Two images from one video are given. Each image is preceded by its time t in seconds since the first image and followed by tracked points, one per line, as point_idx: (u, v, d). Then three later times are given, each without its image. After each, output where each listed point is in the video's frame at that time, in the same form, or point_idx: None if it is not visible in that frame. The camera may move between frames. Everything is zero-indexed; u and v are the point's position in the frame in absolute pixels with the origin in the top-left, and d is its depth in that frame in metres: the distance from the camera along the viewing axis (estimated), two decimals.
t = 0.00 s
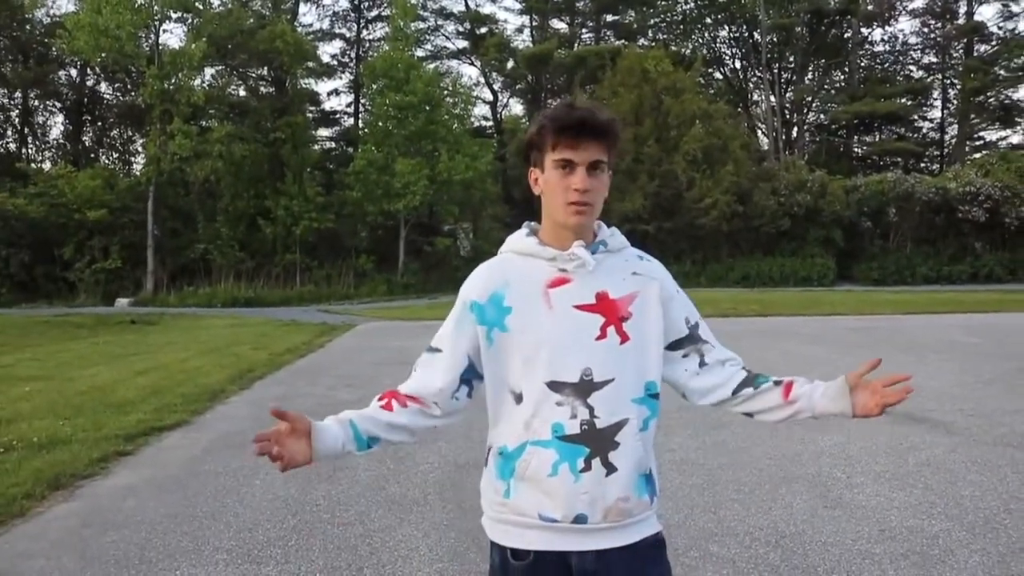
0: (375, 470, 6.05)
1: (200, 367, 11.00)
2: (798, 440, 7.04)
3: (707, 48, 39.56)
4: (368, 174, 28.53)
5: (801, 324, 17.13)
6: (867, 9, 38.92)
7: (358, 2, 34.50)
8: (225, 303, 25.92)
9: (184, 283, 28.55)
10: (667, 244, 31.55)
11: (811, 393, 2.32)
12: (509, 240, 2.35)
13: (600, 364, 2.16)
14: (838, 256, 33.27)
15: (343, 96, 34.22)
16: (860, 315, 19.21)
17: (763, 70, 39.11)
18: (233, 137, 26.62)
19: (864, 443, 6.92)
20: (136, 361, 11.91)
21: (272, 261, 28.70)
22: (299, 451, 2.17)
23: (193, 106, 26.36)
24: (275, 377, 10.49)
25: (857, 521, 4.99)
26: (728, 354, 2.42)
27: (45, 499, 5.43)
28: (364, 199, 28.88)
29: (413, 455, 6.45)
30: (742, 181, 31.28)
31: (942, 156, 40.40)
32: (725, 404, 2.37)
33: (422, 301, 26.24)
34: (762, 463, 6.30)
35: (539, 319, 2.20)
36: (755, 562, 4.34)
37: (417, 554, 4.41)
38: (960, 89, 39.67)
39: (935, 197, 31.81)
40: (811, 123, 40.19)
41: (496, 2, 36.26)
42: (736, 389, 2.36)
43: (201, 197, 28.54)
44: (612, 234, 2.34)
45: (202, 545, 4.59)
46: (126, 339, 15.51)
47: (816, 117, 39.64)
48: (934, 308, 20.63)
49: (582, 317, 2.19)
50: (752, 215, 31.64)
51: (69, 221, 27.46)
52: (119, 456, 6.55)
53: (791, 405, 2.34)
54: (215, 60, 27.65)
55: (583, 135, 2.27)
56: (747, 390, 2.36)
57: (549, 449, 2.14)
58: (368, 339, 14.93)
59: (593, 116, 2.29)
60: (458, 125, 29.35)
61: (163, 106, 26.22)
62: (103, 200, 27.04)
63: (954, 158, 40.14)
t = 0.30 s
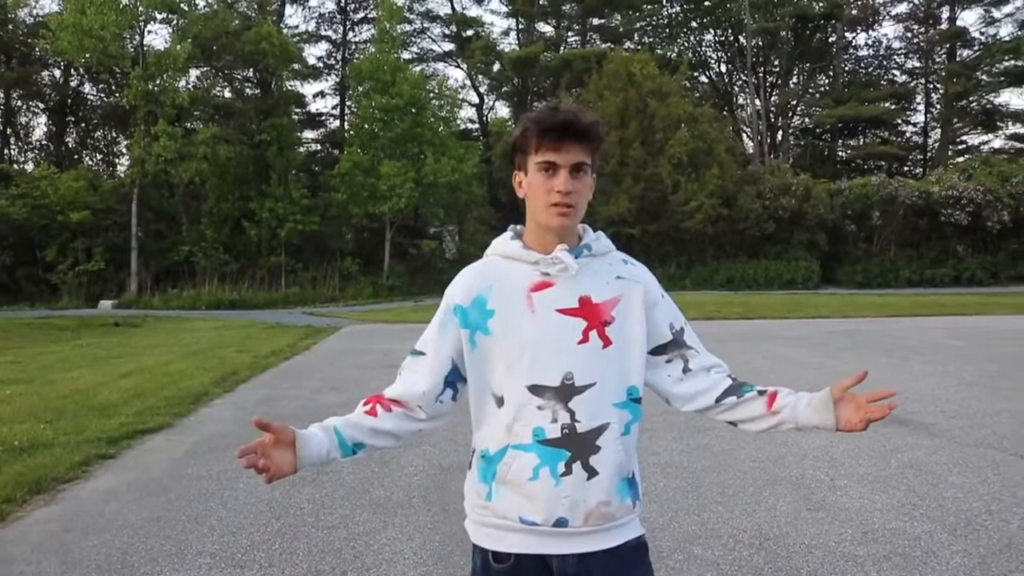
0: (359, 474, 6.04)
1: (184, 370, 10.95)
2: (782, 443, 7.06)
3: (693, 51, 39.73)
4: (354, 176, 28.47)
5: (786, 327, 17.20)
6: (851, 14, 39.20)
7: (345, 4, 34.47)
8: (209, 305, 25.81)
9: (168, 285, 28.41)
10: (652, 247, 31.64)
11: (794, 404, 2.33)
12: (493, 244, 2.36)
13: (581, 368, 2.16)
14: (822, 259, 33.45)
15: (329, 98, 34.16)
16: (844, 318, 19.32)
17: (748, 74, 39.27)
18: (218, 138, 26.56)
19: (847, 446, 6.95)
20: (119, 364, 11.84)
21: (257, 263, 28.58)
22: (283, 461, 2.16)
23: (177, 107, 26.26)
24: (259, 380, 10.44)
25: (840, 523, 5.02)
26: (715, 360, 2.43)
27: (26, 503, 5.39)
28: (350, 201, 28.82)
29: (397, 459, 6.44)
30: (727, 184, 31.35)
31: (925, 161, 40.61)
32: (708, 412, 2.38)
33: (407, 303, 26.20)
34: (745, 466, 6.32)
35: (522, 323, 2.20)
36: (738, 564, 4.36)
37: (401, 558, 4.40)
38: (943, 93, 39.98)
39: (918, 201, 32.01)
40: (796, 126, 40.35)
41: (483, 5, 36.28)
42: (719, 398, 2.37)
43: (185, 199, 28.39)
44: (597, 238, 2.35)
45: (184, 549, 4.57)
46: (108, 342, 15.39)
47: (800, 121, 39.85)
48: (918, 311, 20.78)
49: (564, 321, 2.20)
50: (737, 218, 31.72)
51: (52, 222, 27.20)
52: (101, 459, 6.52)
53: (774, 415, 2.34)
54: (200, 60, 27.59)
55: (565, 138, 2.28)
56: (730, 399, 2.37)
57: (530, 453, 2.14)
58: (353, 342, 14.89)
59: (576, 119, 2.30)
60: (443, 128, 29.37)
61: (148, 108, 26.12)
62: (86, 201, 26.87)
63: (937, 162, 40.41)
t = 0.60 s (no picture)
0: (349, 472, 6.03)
1: (173, 368, 10.91)
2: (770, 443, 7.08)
3: (682, 52, 39.79)
4: (343, 175, 28.40)
5: (774, 327, 17.27)
6: (840, 15, 39.34)
7: (334, 2, 34.39)
8: (197, 304, 25.72)
9: (156, 284, 28.31)
10: (641, 246, 31.69)
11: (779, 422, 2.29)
12: (485, 242, 2.34)
13: (571, 366, 2.16)
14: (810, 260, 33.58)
15: (318, 97, 34.08)
16: (830, 318, 19.42)
17: (737, 75, 39.33)
18: (206, 136, 26.38)
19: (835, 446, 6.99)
20: (106, 362, 11.77)
21: (245, 262, 28.48)
22: (285, 493, 2.15)
23: (166, 105, 26.14)
24: (248, 378, 10.42)
25: (829, 522, 5.04)
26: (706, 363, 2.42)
27: (13, 501, 5.36)
28: (339, 200, 28.76)
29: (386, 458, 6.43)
30: (716, 184, 31.42)
31: (913, 162, 40.79)
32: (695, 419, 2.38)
33: (397, 303, 26.14)
34: (734, 465, 6.34)
35: (512, 321, 2.20)
36: (726, 564, 4.37)
37: (390, 556, 4.40)
38: (930, 95, 40.20)
39: (906, 202, 32.14)
40: (785, 127, 40.48)
41: (472, 4, 36.20)
42: (705, 407, 2.36)
43: (173, 197, 28.30)
44: (590, 237, 2.35)
45: (173, 547, 4.55)
46: (96, 340, 15.32)
47: (789, 122, 39.97)
48: (905, 311, 20.89)
49: (554, 320, 2.20)
50: (726, 217, 31.79)
51: (38, 220, 26.99)
52: (89, 458, 6.48)
53: (758, 431, 2.31)
54: (189, 59, 27.47)
55: (560, 137, 2.28)
56: (717, 408, 2.35)
57: (520, 451, 2.15)
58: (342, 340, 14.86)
59: (569, 118, 2.29)
60: (432, 127, 29.33)
61: (136, 105, 26.02)
62: (73, 199, 26.73)
63: (924, 164, 40.62)
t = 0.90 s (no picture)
0: (334, 476, 6.03)
1: (157, 372, 10.87)
2: (755, 445, 7.12)
3: (667, 55, 39.88)
4: (329, 178, 28.33)
5: (758, 329, 17.37)
6: (822, 19, 39.71)
7: (319, 5, 34.31)
8: (181, 307, 25.60)
9: (140, 286, 28.17)
10: (626, 249, 31.74)
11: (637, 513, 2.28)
12: (471, 247, 2.32)
13: (559, 372, 2.16)
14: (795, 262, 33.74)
15: (303, 99, 34.02)
16: (814, 320, 19.53)
17: (722, 77, 39.46)
18: (190, 138, 26.29)
19: (819, 447, 7.03)
20: (89, 366, 11.70)
21: (230, 264, 28.37)
22: None
23: (150, 108, 26.02)
24: (233, 382, 10.38)
25: (813, 523, 5.07)
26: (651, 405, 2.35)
27: None
28: (324, 203, 28.70)
29: (371, 461, 6.42)
30: (700, 187, 31.52)
31: (896, 164, 41.05)
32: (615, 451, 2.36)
33: (382, 305, 26.07)
34: (718, 467, 6.37)
35: (501, 326, 2.17)
36: (712, 565, 4.39)
37: (375, 560, 4.40)
38: (913, 98, 40.49)
39: (890, 204, 32.33)
40: (769, 130, 40.64)
41: (458, 6, 36.18)
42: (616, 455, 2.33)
43: (157, 200, 28.21)
44: (576, 243, 2.34)
45: (157, 552, 4.54)
46: (79, 344, 15.23)
47: (773, 125, 40.14)
48: (888, 313, 21.02)
49: (542, 325, 2.18)
50: (711, 220, 31.91)
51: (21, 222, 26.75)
52: (72, 462, 6.45)
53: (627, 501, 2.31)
54: (173, 61, 27.37)
55: (556, 140, 2.28)
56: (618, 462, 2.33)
57: (507, 457, 2.14)
58: (327, 343, 14.83)
59: (564, 121, 2.30)
60: (418, 130, 29.30)
61: (120, 107, 25.94)
62: (56, 201, 26.54)
63: (907, 166, 40.90)
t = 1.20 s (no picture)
0: (317, 479, 6.02)
1: (139, 374, 10.80)
2: (738, 449, 7.17)
3: (652, 60, 40.03)
4: (314, 181, 28.26)
5: (741, 334, 17.45)
6: (807, 27, 39.89)
7: (305, 7, 34.28)
8: (164, 309, 25.48)
9: (123, 288, 28.03)
10: (611, 253, 31.84)
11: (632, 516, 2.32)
12: (453, 250, 2.32)
13: (544, 374, 2.17)
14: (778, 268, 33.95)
15: (288, 101, 33.95)
16: (798, 326, 19.65)
17: (707, 84, 39.64)
18: (175, 140, 26.34)
19: (801, 452, 7.09)
20: (71, 367, 11.62)
21: (214, 266, 28.26)
22: None
23: (134, 108, 25.89)
24: (215, 384, 10.33)
25: (794, 528, 5.11)
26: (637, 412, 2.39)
27: None
28: (308, 205, 28.64)
29: (354, 464, 6.42)
30: (685, 193, 31.66)
31: (878, 172, 41.42)
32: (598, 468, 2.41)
33: (367, 309, 26.04)
34: (701, 472, 6.41)
35: (486, 329, 2.18)
36: (695, 569, 4.42)
37: (357, 563, 4.40)
38: (896, 106, 40.86)
39: (872, 211, 32.59)
40: (753, 136, 40.86)
41: (444, 10, 36.18)
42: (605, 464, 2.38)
43: (141, 201, 28.06)
44: (558, 247, 2.37)
45: (138, 554, 4.52)
46: (59, 345, 15.10)
47: (758, 131, 40.37)
48: (871, 319, 21.18)
49: (526, 327, 2.19)
50: (695, 225, 32.06)
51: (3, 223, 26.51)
52: (52, 464, 6.41)
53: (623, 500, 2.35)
54: (157, 61, 27.24)
55: (557, 144, 2.29)
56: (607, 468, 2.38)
57: (492, 458, 2.15)
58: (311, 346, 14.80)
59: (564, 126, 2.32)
60: (403, 133, 29.27)
61: (103, 108, 25.81)
62: (38, 202, 26.32)
63: (889, 173, 41.26)
